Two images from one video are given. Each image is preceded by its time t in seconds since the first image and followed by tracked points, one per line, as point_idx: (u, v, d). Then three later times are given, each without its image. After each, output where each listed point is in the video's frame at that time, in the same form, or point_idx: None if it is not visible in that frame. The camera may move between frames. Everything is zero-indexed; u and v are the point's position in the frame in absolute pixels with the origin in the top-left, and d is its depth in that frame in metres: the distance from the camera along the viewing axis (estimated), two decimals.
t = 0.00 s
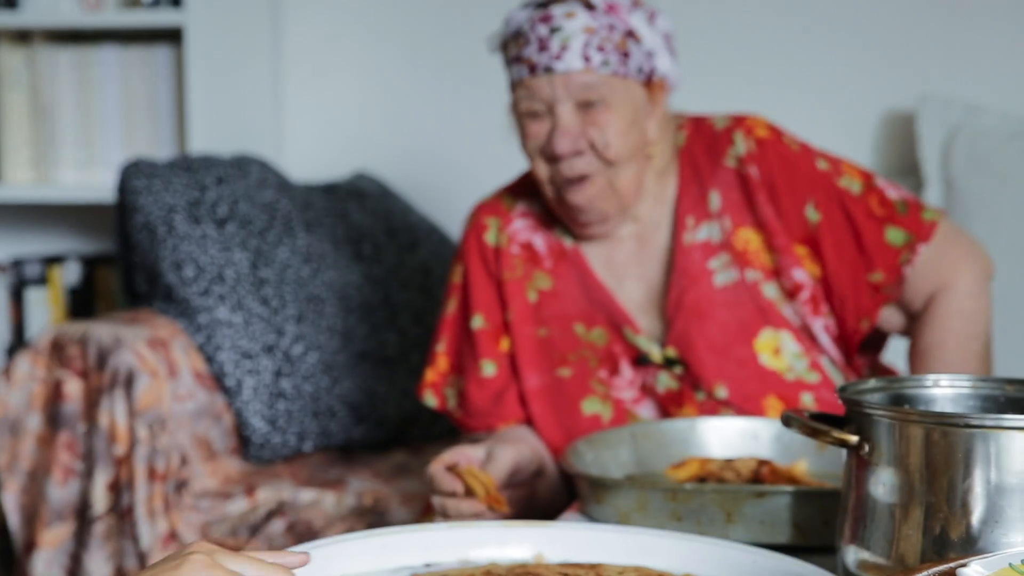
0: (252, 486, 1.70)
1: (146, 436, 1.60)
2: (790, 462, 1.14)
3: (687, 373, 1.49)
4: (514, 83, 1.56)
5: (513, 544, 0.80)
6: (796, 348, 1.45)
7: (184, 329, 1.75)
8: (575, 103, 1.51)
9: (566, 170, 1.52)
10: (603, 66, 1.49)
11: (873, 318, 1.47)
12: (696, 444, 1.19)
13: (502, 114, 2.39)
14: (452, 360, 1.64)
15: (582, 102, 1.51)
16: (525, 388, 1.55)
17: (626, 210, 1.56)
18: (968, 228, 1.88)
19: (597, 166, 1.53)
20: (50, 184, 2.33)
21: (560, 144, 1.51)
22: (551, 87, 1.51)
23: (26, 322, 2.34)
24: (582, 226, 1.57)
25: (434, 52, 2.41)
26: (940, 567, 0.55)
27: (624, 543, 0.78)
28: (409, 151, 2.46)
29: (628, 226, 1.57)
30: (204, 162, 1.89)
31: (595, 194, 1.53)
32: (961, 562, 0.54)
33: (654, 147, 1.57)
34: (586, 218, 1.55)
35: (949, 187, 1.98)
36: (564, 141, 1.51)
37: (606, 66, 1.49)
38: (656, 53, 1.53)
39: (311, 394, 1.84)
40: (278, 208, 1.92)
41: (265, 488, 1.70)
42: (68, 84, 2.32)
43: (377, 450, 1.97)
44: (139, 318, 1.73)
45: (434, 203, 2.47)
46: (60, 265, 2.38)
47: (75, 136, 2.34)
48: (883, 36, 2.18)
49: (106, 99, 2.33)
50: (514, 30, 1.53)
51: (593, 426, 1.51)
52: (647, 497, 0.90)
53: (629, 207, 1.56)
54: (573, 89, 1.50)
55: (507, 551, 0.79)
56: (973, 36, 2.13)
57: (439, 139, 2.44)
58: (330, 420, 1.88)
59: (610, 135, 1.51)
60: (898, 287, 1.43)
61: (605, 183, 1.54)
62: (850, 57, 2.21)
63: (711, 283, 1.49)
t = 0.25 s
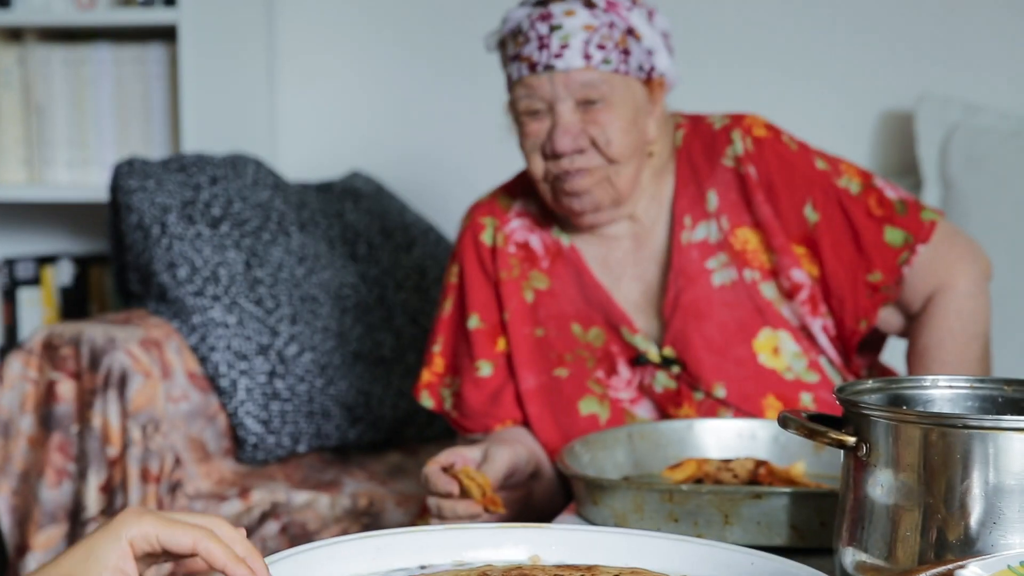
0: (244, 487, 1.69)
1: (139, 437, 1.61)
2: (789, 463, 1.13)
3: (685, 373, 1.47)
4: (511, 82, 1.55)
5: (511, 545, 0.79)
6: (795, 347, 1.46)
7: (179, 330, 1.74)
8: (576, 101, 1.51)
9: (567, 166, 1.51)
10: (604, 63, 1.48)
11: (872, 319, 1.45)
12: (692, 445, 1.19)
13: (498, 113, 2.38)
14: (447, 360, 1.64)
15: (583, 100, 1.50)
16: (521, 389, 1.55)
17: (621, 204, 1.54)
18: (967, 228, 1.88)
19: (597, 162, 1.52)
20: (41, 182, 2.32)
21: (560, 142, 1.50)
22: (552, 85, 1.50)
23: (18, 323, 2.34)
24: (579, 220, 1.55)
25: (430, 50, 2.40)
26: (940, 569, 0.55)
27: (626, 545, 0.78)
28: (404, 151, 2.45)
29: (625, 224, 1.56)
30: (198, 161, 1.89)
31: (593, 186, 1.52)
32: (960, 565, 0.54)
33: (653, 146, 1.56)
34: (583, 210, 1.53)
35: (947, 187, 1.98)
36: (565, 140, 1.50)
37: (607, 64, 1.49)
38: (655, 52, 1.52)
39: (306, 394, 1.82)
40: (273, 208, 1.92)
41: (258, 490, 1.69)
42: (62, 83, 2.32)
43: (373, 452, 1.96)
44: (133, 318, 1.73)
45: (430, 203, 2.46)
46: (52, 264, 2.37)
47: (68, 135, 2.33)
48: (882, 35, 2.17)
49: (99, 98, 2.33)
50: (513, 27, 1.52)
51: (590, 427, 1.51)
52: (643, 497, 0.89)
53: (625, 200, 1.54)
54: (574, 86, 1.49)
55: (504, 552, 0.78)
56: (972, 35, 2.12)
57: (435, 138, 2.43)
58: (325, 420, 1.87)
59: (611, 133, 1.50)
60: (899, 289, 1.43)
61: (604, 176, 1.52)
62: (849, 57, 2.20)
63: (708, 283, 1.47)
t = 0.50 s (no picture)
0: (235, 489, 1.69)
1: (129, 439, 1.60)
2: (781, 464, 1.12)
3: (677, 374, 1.46)
4: (503, 83, 1.55)
5: (504, 547, 0.81)
6: (787, 349, 1.45)
7: (171, 331, 1.73)
8: (570, 102, 1.50)
9: (562, 169, 1.51)
10: (597, 64, 1.48)
11: (865, 319, 1.45)
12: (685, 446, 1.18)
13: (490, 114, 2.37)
14: (440, 362, 1.64)
15: (576, 101, 1.50)
16: (514, 390, 1.54)
17: (617, 208, 1.53)
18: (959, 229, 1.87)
19: (590, 163, 1.51)
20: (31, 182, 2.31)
21: (554, 143, 1.49)
22: (546, 86, 1.49)
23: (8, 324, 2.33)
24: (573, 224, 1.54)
25: (423, 50, 2.39)
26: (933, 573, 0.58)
27: (621, 545, 0.79)
28: (396, 151, 2.44)
29: (617, 226, 1.55)
30: (189, 160, 1.89)
31: (588, 189, 1.51)
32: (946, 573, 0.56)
33: (647, 146, 1.55)
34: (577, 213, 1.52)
35: (940, 188, 1.98)
36: (560, 140, 1.49)
37: (600, 65, 1.48)
38: (647, 52, 1.52)
39: (297, 395, 1.82)
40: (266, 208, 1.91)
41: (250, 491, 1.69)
42: (53, 83, 2.32)
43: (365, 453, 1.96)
44: (124, 318, 1.72)
45: (422, 204, 2.45)
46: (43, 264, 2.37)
47: (59, 135, 2.33)
48: (875, 36, 2.17)
49: (89, 98, 2.33)
50: (506, 27, 1.51)
51: (582, 428, 1.51)
52: (636, 499, 0.89)
53: (623, 206, 1.53)
54: (568, 87, 1.49)
55: (497, 554, 0.80)
56: (965, 36, 2.12)
57: (427, 138, 2.42)
58: (317, 421, 1.86)
59: (606, 136, 1.50)
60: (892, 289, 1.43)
61: (598, 176, 1.51)
62: (842, 57, 2.19)
63: (701, 284, 1.47)
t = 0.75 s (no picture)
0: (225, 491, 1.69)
1: (117, 439, 1.59)
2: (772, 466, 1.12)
3: (666, 376, 1.46)
4: (490, 86, 1.54)
5: (495, 548, 0.82)
6: (776, 350, 1.45)
7: (157, 331, 1.72)
8: (558, 105, 1.49)
9: (548, 170, 1.49)
10: (584, 67, 1.47)
11: (855, 320, 1.44)
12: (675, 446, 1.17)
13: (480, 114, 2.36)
14: (429, 363, 1.63)
15: (564, 104, 1.48)
16: (503, 390, 1.53)
17: (603, 208, 1.52)
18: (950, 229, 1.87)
19: (578, 167, 1.50)
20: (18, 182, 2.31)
21: (542, 146, 1.48)
22: (533, 88, 1.48)
23: None
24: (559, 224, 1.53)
25: (413, 50, 2.38)
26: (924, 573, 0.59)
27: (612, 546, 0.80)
28: (386, 151, 2.43)
29: (605, 227, 1.55)
30: (177, 160, 1.88)
31: (574, 189, 1.50)
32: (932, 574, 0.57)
33: (635, 147, 1.54)
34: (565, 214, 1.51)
35: (931, 188, 1.97)
36: (547, 144, 1.48)
37: (588, 67, 1.47)
38: (635, 54, 1.51)
39: (285, 396, 1.81)
40: (254, 207, 1.91)
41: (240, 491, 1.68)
42: (40, 82, 2.32)
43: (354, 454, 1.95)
44: (111, 318, 1.70)
45: (412, 204, 2.44)
46: (31, 264, 2.36)
47: (47, 134, 2.32)
48: (866, 36, 2.16)
49: (77, 97, 2.32)
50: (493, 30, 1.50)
51: (572, 428, 1.49)
52: (626, 501, 0.87)
53: (608, 205, 1.52)
54: (554, 91, 1.48)
55: (487, 556, 0.82)
56: (956, 35, 2.12)
57: (416, 138, 2.41)
58: (305, 422, 1.86)
59: (593, 140, 1.49)
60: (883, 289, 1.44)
61: (584, 178, 1.50)
62: (833, 57, 2.19)
63: (690, 285, 1.47)
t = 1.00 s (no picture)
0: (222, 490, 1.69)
1: (114, 439, 1.59)
2: (769, 466, 1.12)
3: (663, 376, 1.46)
4: (484, 95, 1.53)
5: (492, 548, 0.82)
6: (772, 351, 1.45)
7: (154, 332, 1.72)
8: (549, 116, 1.48)
9: (545, 181, 1.49)
10: (577, 76, 1.47)
11: (851, 320, 1.45)
12: (672, 446, 1.17)
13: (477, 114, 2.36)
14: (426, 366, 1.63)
15: (555, 116, 1.48)
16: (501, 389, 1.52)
17: (602, 213, 1.53)
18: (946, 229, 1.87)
19: (572, 174, 1.50)
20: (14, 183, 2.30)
21: (535, 157, 1.47)
22: (525, 100, 1.48)
23: None
24: (559, 232, 1.54)
25: (409, 50, 2.38)
26: (922, 573, 0.59)
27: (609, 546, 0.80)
28: (382, 151, 2.43)
29: (602, 229, 1.55)
30: (174, 159, 1.88)
31: (573, 197, 1.50)
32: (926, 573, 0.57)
33: (631, 151, 1.55)
34: (561, 221, 1.51)
35: (928, 187, 1.97)
36: (541, 154, 1.47)
37: (580, 77, 1.47)
38: (629, 58, 1.50)
39: (283, 396, 1.81)
40: (251, 207, 1.91)
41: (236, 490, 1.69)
42: (36, 82, 2.31)
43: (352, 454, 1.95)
44: (108, 318, 1.70)
45: (407, 204, 2.44)
46: (27, 264, 2.36)
47: (43, 135, 2.32)
48: (862, 36, 2.16)
49: (73, 98, 2.32)
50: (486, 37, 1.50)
51: (571, 428, 1.48)
52: (624, 501, 0.87)
53: (605, 211, 1.53)
54: (546, 104, 1.48)
55: (484, 556, 0.82)
56: (952, 35, 2.12)
57: (412, 139, 2.41)
58: (302, 422, 1.86)
59: (586, 149, 1.48)
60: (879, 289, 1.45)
61: (583, 187, 1.50)
62: (829, 56, 2.18)
63: (686, 285, 1.47)
